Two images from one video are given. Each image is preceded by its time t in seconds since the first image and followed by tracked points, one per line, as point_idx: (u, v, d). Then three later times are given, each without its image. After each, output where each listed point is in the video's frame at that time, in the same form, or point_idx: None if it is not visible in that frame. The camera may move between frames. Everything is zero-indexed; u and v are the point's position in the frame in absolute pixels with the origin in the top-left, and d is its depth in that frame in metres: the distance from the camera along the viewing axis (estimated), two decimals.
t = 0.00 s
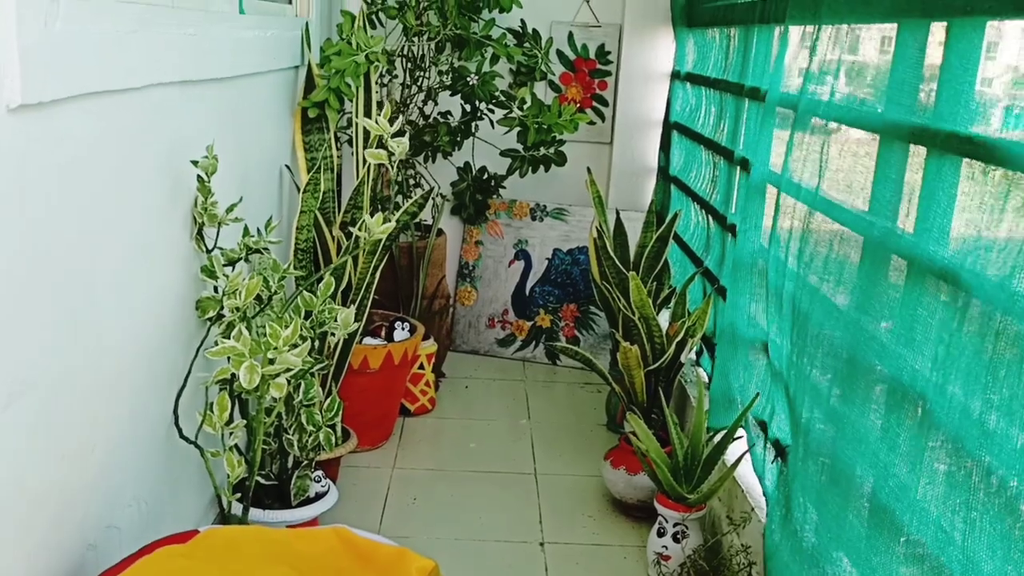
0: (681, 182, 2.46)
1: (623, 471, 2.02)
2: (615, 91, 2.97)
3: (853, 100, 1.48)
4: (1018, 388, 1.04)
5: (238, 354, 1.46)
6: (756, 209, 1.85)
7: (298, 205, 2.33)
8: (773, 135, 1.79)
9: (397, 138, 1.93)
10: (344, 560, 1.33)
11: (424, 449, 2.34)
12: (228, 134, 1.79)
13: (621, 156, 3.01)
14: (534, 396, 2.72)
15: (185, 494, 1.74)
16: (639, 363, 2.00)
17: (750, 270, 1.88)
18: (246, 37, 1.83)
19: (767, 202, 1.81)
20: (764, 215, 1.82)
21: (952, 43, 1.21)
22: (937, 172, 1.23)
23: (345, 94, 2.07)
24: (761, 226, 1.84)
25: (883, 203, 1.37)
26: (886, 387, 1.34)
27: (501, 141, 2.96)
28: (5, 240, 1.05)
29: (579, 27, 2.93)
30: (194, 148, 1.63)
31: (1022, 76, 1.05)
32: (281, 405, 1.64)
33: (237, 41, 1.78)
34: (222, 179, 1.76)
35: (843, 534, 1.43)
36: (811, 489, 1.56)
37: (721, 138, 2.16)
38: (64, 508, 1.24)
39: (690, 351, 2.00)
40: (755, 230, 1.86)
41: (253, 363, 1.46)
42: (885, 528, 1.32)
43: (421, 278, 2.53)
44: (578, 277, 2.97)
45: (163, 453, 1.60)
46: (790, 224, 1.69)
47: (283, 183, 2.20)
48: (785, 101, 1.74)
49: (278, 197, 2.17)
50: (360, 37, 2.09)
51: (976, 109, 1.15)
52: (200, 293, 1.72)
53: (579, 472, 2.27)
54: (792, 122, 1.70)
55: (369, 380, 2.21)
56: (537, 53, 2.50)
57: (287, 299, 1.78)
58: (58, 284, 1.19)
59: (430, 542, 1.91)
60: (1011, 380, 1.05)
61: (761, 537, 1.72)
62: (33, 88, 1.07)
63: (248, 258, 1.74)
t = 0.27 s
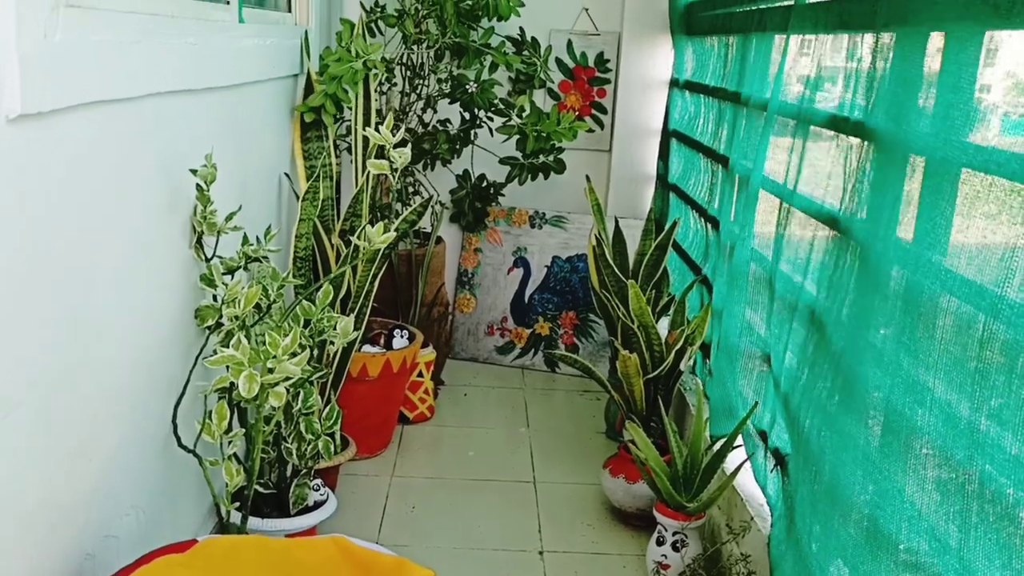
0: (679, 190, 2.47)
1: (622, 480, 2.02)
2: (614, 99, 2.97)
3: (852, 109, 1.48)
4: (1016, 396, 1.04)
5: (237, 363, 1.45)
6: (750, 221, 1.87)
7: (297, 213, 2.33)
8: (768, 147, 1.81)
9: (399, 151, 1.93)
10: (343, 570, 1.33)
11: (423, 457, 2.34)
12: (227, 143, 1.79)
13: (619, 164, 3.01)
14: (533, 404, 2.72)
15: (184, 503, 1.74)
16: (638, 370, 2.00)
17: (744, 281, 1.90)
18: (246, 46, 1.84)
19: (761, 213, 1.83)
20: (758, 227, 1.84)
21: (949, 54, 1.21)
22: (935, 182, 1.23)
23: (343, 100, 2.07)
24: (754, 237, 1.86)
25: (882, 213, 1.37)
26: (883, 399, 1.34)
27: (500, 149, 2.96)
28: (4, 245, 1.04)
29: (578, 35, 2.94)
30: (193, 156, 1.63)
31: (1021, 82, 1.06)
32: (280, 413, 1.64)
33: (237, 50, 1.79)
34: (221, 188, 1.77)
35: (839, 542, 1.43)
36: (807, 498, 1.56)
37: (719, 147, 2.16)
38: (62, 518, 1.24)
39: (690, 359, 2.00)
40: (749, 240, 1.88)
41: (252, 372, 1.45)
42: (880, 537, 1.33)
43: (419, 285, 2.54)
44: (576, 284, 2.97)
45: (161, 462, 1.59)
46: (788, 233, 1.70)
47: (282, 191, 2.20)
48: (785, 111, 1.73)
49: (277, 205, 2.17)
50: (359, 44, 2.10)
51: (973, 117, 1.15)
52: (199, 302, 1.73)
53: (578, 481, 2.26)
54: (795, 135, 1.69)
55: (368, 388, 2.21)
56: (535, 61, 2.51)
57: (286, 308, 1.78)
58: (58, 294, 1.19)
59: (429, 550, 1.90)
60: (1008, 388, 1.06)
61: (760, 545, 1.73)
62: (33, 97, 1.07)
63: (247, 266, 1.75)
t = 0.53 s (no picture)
0: (677, 201, 2.47)
1: (619, 491, 2.02)
2: (611, 110, 2.98)
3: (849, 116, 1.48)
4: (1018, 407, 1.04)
5: (233, 375, 1.46)
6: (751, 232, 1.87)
7: (294, 224, 2.33)
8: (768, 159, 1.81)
9: (395, 160, 1.93)
10: None
11: (421, 469, 2.33)
12: (224, 154, 1.80)
13: (617, 175, 3.01)
14: (531, 414, 2.71)
15: (180, 515, 1.73)
16: (635, 382, 2.01)
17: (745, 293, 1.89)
18: (243, 57, 1.84)
19: (762, 225, 1.82)
20: (758, 239, 1.83)
21: (946, 67, 1.21)
22: (932, 194, 1.23)
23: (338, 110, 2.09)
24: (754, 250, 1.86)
25: (879, 228, 1.37)
26: (882, 412, 1.34)
27: (498, 160, 2.97)
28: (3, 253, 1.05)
29: (576, 46, 2.95)
30: (190, 168, 1.64)
31: (1018, 92, 1.06)
32: (276, 426, 1.63)
33: (235, 62, 1.79)
34: (218, 199, 1.77)
35: (839, 555, 1.43)
36: (806, 510, 1.56)
37: (716, 158, 2.17)
38: (58, 531, 1.23)
39: (687, 370, 2.00)
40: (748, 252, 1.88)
41: (248, 385, 1.46)
42: (881, 550, 1.32)
43: (417, 295, 2.55)
44: (574, 295, 2.97)
45: (157, 475, 1.59)
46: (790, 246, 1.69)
47: (280, 203, 2.20)
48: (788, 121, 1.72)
49: (275, 216, 2.17)
50: (355, 55, 2.10)
51: (968, 129, 1.15)
52: (196, 314, 1.72)
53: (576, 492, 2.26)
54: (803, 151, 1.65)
55: (365, 399, 2.21)
56: (533, 72, 2.52)
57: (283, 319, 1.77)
58: (55, 307, 1.19)
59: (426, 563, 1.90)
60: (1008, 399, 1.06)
61: (757, 557, 1.73)
62: (32, 107, 1.08)
63: (244, 278, 1.75)
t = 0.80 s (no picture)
0: (674, 211, 2.47)
1: (617, 501, 2.02)
2: (608, 120, 2.99)
3: (845, 129, 1.48)
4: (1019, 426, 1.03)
5: (230, 386, 1.45)
6: (748, 242, 1.86)
7: (291, 234, 2.33)
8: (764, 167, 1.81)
9: (391, 169, 1.93)
10: None
11: (418, 478, 2.33)
12: (221, 165, 1.80)
13: (614, 184, 3.02)
14: (528, 424, 2.71)
15: (176, 526, 1.72)
16: (633, 392, 2.00)
17: (742, 302, 1.89)
18: (240, 68, 1.85)
19: (758, 235, 1.82)
20: (756, 248, 1.83)
21: (941, 80, 1.22)
22: (930, 205, 1.23)
23: (336, 121, 2.09)
24: (750, 260, 1.86)
25: (875, 239, 1.37)
26: (881, 425, 1.33)
27: (495, 170, 2.97)
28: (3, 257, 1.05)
29: (573, 56, 2.96)
30: (187, 179, 1.64)
31: (1014, 101, 1.07)
32: (273, 436, 1.63)
33: (233, 72, 1.79)
34: (215, 210, 1.77)
35: (839, 566, 1.42)
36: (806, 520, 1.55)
37: (713, 168, 2.17)
38: (53, 542, 1.23)
39: (684, 380, 2.00)
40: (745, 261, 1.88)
41: (245, 396, 1.45)
42: (882, 562, 1.31)
43: (414, 305, 2.54)
44: (572, 304, 2.97)
45: (153, 485, 1.58)
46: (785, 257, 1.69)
47: (277, 212, 2.20)
48: (782, 131, 1.72)
49: (272, 226, 2.17)
50: (352, 66, 2.11)
51: (965, 139, 1.16)
52: (192, 324, 1.72)
53: (573, 502, 2.25)
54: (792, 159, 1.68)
55: (363, 409, 2.21)
56: (530, 82, 2.53)
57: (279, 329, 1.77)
58: (51, 319, 1.19)
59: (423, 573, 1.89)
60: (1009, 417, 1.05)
61: (755, 568, 1.72)
62: (33, 113, 1.09)
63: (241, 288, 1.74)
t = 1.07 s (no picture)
0: (672, 222, 2.48)
1: (614, 513, 2.01)
2: (606, 130, 2.99)
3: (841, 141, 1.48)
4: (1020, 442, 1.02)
5: (226, 398, 1.44)
6: (747, 253, 1.86)
7: (288, 245, 2.33)
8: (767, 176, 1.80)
9: (388, 182, 1.94)
10: None
11: (415, 490, 2.32)
12: (218, 176, 1.80)
13: (612, 195, 3.02)
14: (526, 435, 2.71)
15: (172, 539, 1.72)
16: (630, 403, 2.00)
17: (741, 314, 1.88)
18: (238, 79, 1.85)
19: (758, 246, 1.82)
20: (755, 258, 1.82)
21: (938, 95, 1.22)
22: (928, 218, 1.23)
23: (337, 135, 2.09)
24: (750, 270, 1.84)
25: (873, 250, 1.37)
26: (881, 439, 1.33)
27: (492, 180, 2.97)
28: None
29: (570, 67, 2.96)
30: (184, 191, 1.64)
31: (1009, 111, 1.07)
32: (270, 448, 1.63)
33: (230, 83, 1.80)
34: (211, 222, 1.77)
35: None
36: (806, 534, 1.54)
37: (710, 179, 2.17)
38: (48, 556, 1.22)
39: (681, 391, 2.01)
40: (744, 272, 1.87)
41: (242, 408, 1.44)
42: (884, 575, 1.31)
43: (412, 315, 2.54)
44: (569, 315, 2.97)
45: (148, 498, 1.58)
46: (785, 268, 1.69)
47: (274, 223, 2.20)
48: (778, 143, 1.73)
49: (269, 237, 2.16)
50: (353, 79, 2.13)
51: (964, 150, 1.16)
52: (189, 335, 1.72)
53: (571, 514, 2.25)
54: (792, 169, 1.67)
55: (360, 420, 2.20)
56: (528, 93, 2.54)
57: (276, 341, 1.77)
58: (47, 332, 1.19)
59: None
60: (1010, 433, 1.04)
61: None
62: (31, 126, 1.09)
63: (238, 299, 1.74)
